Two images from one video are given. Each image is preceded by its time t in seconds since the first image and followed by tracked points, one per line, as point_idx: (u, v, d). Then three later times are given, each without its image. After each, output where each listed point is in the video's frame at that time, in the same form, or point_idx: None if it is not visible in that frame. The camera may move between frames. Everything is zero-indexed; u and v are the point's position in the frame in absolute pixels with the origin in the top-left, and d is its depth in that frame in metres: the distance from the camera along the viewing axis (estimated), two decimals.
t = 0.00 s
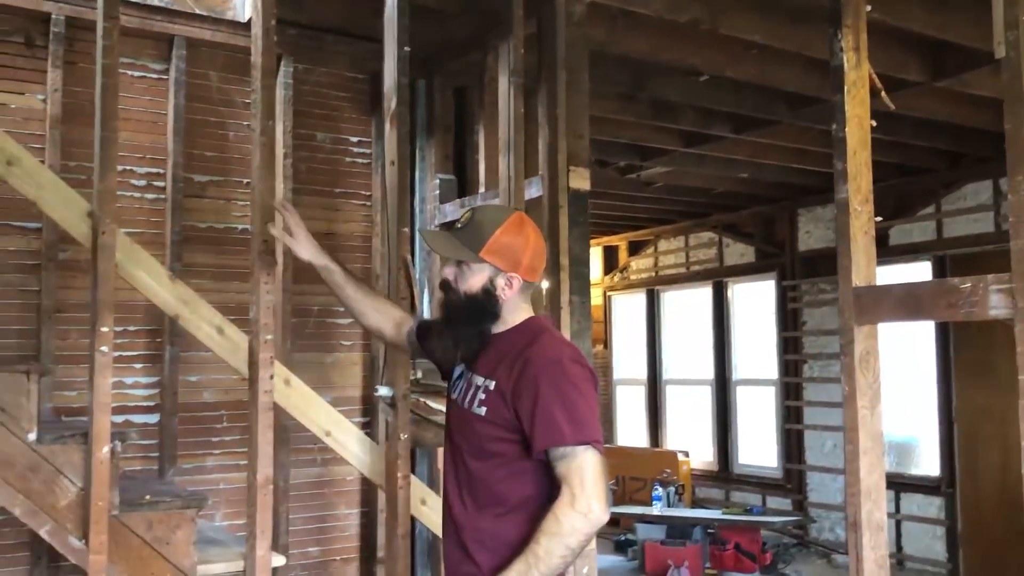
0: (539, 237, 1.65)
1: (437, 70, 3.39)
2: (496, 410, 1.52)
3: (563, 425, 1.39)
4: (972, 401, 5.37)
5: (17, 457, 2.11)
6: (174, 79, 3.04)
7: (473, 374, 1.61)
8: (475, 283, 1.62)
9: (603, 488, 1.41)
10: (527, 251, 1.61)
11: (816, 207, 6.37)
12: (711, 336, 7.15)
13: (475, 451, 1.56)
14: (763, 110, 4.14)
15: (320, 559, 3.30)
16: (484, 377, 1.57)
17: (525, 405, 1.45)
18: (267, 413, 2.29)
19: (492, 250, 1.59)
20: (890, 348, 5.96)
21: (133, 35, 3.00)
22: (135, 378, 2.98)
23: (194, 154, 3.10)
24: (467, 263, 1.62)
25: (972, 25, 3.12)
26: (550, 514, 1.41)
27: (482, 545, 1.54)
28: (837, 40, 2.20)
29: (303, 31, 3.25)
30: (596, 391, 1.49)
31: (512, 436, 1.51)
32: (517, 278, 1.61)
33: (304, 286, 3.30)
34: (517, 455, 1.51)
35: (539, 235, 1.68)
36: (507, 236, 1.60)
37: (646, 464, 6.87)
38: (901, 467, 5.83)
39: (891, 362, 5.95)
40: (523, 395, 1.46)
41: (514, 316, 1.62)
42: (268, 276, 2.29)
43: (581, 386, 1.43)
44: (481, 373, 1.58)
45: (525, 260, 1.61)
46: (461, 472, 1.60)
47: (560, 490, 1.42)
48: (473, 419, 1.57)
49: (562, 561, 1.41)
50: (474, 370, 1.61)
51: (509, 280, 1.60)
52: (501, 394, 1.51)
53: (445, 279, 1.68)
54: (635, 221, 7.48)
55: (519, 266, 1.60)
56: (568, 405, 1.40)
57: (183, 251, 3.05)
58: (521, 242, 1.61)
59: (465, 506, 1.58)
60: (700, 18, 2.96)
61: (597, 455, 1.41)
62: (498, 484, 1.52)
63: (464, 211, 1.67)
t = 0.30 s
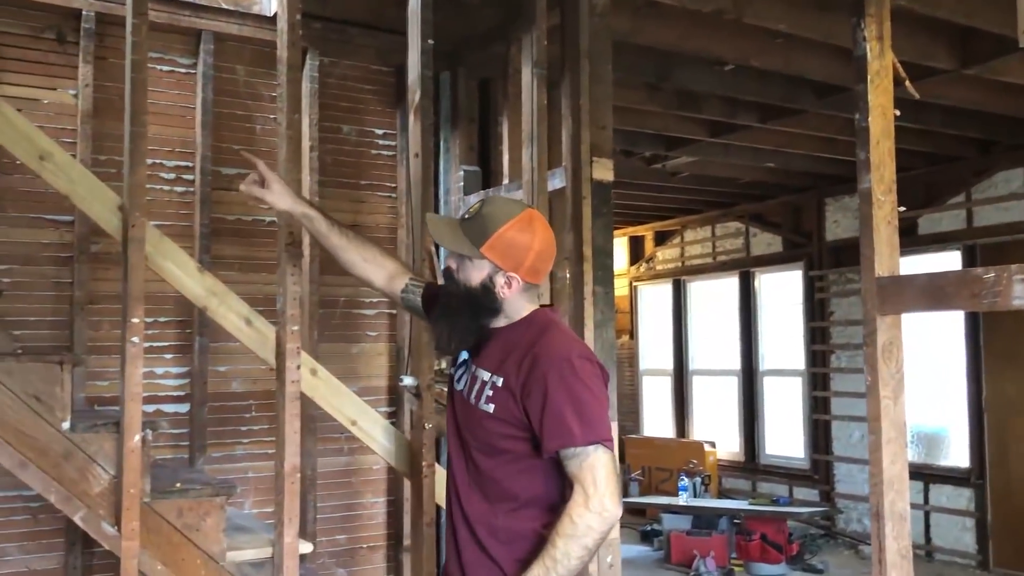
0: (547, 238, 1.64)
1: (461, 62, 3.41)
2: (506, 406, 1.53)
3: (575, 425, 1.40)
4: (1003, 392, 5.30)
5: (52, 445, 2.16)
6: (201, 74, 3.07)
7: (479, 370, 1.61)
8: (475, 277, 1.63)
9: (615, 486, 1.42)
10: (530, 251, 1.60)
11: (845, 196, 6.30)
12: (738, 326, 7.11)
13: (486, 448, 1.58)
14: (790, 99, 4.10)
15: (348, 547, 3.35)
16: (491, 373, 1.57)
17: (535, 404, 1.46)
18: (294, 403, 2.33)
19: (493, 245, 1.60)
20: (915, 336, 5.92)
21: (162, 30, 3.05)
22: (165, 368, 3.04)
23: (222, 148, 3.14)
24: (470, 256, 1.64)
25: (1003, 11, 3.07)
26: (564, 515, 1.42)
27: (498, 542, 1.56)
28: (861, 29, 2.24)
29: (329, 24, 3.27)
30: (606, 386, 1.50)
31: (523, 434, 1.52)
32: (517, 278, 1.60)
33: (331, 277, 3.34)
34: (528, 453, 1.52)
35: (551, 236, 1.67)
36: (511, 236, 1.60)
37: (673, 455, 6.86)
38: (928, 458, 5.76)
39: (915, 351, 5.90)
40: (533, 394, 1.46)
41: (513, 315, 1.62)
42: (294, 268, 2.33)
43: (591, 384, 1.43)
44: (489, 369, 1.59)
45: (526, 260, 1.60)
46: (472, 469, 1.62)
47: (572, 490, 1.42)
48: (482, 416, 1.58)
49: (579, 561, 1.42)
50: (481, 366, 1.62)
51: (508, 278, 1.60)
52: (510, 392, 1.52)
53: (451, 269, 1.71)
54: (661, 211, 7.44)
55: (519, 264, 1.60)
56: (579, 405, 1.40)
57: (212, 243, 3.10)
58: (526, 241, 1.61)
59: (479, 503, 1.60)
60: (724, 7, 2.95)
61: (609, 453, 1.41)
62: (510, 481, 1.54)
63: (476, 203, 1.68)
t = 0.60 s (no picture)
0: (577, 238, 1.62)
1: (488, 58, 3.42)
2: (524, 405, 1.54)
3: (591, 431, 1.41)
4: None
5: (87, 437, 2.20)
6: (232, 71, 3.11)
7: (498, 365, 1.63)
8: (499, 269, 1.64)
9: (625, 492, 1.44)
10: (556, 249, 1.59)
11: (877, 189, 6.21)
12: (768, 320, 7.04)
13: (501, 445, 1.59)
14: (819, 91, 4.06)
15: (377, 539, 3.38)
16: (510, 370, 1.58)
17: (554, 406, 1.47)
18: (323, 396, 2.36)
19: (520, 239, 1.59)
20: (946, 330, 5.81)
21: (193, 29, 3.10)
22: (198, 362, 3.09)
23: (252, 145, 3.18)
24: (498, 248, 1.65)
25: None
26: (574, 520, 1.44)
27: (508, 536, 1.59)
28: (889, 20, 2.22)
29: (357, 21, 3.30)
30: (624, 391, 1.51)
31: (539, 435, 1.53)
32: (540, 275, 1.60)
33: (359, 273, 3.37)
34: (543, 453, 1.53)
35: (582, 238, 1.65)
36: (540, 233, 1.59)
37: (702, 450, 6.82)
38: (962, 454, 5.65)
39: (948, 345, 5.81)
40: (552, 397, 1.48)
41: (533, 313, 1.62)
42: (322, 263, 2.36)
43: (610, 390, 1.44)
44: (508, 366, 1.60)
45: (551, 258, 1.59)
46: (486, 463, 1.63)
47: (585, 495, 1.44)
48: (499, 411, 1.59)
49: (587, 565, 1.45)
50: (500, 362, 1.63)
51: (530, 274, 1.60)
52: (528, 391, 1.53)
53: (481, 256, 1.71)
54: (690, 205, 7.39)
55: (544, 263, 1.59)
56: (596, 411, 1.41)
57: (243, 239, 3.14)
58: (554, 239, 1.60)
59: (491, 497, 1.62)
60: None
61: (622, 460, 1.43)
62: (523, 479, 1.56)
63: (511, 196, 1.67)
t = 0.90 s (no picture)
0: (614, 230, 1.61)
1: (528, 56, 3.42)
2: (563, 406, 1.54)
3: (632, 432, 1.40)
4: None
5: (138, 435, 2.24)
6: (275, 73, 3.16)
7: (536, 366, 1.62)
8: (535, 257, 1.64)
9: (667, 493, 1.43)
10: (591, 238, 1.59)
11: (926, 182, 6.07)
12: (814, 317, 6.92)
13: (540, 445, 1.59)
14: (865, 84, 3.97)
15: (422, 536, 3.40)
16: (548, 371, 1.58)
17: (593, 406, 1.46)
18: (368, 394, 2.38)
19: (555, 225, 1.60)
20: (1001, 327, 5.66)
21: (238, 33, 3.15)
22: (245, 361, 3.14)
23: (296, 146, 3.22)
24: (534, 236, 1.65)
25: None
26: (617, 521, 1.44)
27: (550, 539, 1.58)
28: (937, 11, 2.16)
29: (398, 22, 3.32)
30: (664, 389, 1.49)
31: (579, 435, 1.53)
32: (574, 263, 1.59)
33: (402, 271, 3.39)
34: (583, 454, 1.53)
35: (620, 232, 1.64)
36: (575, 222, 1.59)
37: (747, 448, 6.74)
38: (1015, 454, 5.49)
39: (1001, 342, 5.65)
40: (590, 397, 1.47)
41: (568, 305, 1.61)
42: (365, 263, 2.38)
43: (649, 389, 1.43)
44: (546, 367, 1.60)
45: (585, 246, 1.59)
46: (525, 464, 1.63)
47: (627, 495, 1.44)
48: (538, 412, 1.59)
49: (631, 567, 1.44)
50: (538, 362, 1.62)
51: (565, 262, 1.60)
52: (567, 391, 1.53)
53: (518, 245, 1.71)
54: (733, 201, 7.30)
55: (579, 252, 1.59)
56: (636, 411, 1.41)
57: (288, 239, 3.18)
58: (589, 229, 1.59)
59: (531, 499, 1.62)
60: None
61: (664, 459, 1.42)
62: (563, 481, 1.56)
63: (551, 187, 1.68)
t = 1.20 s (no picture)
0: (643, 213, 1.58)
1: (583, 57, 3.42)
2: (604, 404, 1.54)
3: (657, 430, 1.39)
4: None
5: (204, 437, 2.29)
6: (333, 80, 3.22)
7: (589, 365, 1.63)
8: (584, 256, 1.69)
9: (693, 496, 1.40)
10: (620, 222, 1.58)
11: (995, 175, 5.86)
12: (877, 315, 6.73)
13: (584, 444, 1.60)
14: (929, 75, 3.85)
15: (482, 537, 3.41)
16: (595, 369, 1.59)
17: (626, 403, 1.46)
18: (427, 396, 2.40)
19: (590, 220, 1.64)
20: None
21: (296, 41, 3.21)
22: (306, 363, 3.20)
23: (354, 150, 3.27)
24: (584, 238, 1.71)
25: None
26: (640, 525, 1.43)
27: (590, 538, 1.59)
28: None
29: (453, 26, 3.35)
30: (700, 388, 1.47)
31: (614, 434, 1.53)
32: (608, 253, 1.60)
33: (459, 274, 3.41)
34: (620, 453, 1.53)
35: (660, 215, 1.60)
36: (604, 212, 1.62)
37: (810, 447, 6.60)
38: None
39: None
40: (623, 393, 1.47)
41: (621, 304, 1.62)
42: (423, 265, 2.41)
43: (679, 386, 1.41)
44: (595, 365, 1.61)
45: (615, 232, 1.58)
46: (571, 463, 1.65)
47: (652, 497, 1.43)
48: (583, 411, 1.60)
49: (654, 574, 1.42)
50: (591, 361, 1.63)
51: (602, 255, 1.62)
52: (606, 389, 1.53)
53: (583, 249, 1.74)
54: (792, 197, 7.16)
55: (608, 239, 1.59)
56: (661, 408, 1.40)
57: (347, 243, 3.23)
58: (617, 215, 1.59)
59: (577, 497, 1.63)
60: None
61: (691, 461, 1.40)
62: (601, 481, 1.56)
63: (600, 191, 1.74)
